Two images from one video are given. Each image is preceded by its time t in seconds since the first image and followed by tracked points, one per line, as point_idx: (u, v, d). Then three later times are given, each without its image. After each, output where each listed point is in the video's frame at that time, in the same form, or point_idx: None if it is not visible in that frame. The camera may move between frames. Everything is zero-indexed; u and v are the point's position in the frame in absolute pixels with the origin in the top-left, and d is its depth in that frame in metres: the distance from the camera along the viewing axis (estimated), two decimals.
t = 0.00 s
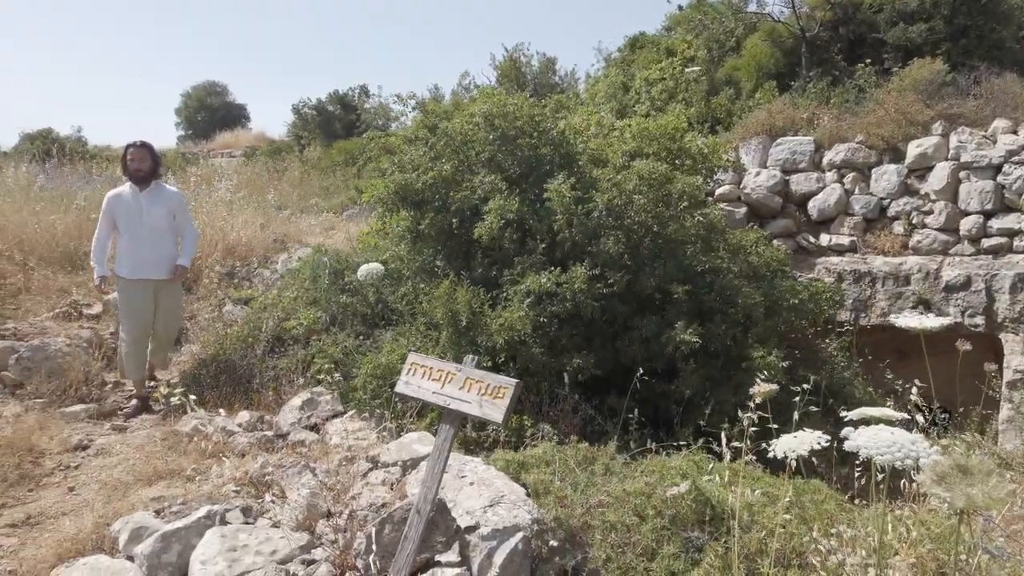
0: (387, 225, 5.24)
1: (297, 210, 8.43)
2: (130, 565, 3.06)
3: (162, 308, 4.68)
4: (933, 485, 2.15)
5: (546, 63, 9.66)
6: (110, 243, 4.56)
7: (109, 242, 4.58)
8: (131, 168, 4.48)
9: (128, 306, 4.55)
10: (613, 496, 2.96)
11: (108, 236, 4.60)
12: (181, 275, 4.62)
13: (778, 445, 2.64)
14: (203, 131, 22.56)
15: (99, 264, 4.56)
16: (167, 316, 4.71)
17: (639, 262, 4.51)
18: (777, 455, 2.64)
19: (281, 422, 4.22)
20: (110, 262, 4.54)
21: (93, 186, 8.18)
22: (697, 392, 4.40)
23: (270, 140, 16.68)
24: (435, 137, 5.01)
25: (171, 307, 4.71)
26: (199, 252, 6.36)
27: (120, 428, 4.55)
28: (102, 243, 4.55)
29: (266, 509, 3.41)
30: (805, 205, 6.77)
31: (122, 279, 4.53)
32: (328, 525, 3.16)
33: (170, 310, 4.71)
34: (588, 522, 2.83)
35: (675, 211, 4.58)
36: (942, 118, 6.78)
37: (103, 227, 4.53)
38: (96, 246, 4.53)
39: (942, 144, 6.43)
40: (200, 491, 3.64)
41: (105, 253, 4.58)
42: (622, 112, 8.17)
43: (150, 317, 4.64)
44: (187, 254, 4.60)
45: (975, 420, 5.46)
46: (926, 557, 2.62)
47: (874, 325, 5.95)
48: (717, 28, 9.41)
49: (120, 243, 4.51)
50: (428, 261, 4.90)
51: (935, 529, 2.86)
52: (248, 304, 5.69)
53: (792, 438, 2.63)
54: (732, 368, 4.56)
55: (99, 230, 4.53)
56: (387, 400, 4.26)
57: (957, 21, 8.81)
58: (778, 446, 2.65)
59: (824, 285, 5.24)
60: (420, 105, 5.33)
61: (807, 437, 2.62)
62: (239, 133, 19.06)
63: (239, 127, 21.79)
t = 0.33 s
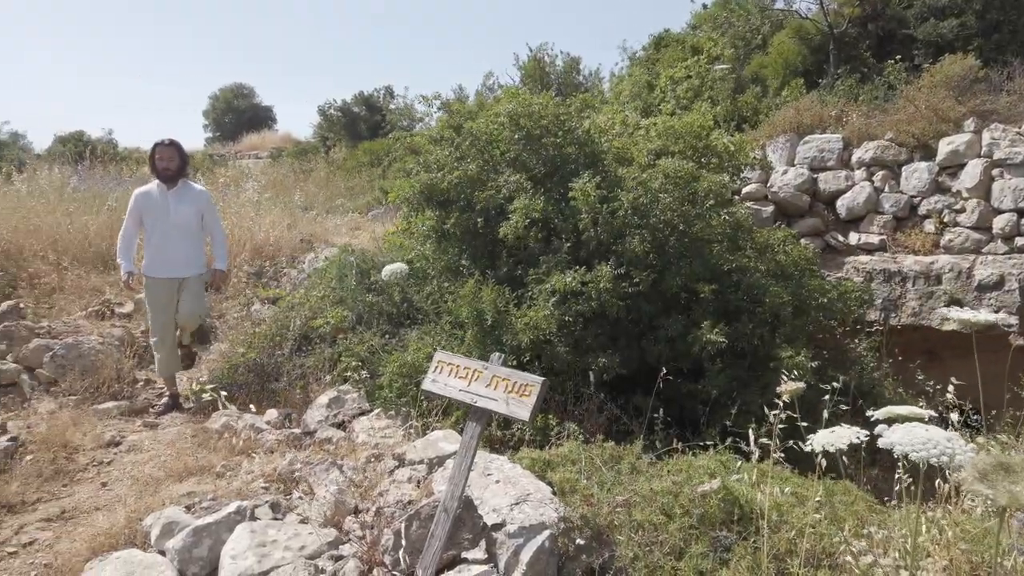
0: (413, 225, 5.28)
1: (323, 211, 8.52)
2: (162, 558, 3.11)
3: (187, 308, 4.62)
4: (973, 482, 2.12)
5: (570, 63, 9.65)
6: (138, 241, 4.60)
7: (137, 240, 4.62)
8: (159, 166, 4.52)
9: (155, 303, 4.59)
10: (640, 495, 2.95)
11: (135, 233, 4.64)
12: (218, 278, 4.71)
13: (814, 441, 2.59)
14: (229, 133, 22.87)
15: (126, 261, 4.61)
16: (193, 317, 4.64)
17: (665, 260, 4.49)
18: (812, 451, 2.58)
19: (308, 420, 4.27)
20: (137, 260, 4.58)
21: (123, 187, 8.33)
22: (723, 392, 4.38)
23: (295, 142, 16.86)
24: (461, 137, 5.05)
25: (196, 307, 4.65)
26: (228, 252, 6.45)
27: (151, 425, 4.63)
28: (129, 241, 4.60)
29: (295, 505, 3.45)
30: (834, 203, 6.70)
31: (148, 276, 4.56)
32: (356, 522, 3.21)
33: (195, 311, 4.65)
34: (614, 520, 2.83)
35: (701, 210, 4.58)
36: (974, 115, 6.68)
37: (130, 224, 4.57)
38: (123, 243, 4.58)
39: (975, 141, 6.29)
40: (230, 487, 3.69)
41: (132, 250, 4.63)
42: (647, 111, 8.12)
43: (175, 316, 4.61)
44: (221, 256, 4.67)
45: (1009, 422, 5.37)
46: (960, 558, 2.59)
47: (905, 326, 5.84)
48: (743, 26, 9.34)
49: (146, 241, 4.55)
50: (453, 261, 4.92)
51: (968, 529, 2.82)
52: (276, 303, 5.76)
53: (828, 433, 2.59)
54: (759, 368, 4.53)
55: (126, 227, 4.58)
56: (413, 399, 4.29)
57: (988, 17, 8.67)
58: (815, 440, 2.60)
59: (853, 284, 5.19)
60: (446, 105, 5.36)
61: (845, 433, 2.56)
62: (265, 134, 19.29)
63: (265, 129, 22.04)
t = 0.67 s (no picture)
0: (435, 225, 5.31)
1: (346, 211, 8.58)
2: (189, 555, 3.14)
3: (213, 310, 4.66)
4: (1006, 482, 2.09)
5: (592, 62, 9.63)
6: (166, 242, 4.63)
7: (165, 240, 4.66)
8: (189, 167, 4.57)
9: (182, 305, 4.63)
10: (664, 495, 2.94)
11: (163, 234, 4.67)
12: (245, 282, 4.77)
13: (842, 437, 2.57)
14: (253, 134, 23.13)
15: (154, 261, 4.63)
16: (218, 321, 4.67)
17: (689, 260, 4.46)
18: (841, 447, 2.56)
19: (333, 419, 4.37)
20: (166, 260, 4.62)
21: (150, 189, 8.46)
22: (748, 392, 4.34)
23: (319, 144, 17.00)
24: (482, 137, 5.07)
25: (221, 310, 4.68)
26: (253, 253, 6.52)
27: (178, 423, 4.70)
28: (158, 241, 4.63)
29: (319, 503, 3.48)
30: (860, 202, 6.63)
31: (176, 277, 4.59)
32: (379, 520, 3.25)
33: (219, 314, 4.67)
34: (638, 521, 2.82)
35: (724, 209, 4.55)
36: (1004, 112, 6.56)
37: (159, 224, 4.59)
38: (151, 243, 4.60)
39: (1005, 138, 6.18)
40: (255, 485, 3.74)
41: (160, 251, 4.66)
42: (670, 111, 8.09)
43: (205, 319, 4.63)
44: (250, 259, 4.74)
45: None
46: (990, 562, 2.55)
47: (932, 326, 5.76)
48: (767, 24, 9.27)
49: (176, 242, 4.58)
50: (475, 260, 4.93)
51: (1000, 532, 2.77)
52: (300, 303, 5.81)
53: (858, 430, 2.55)
54: (784, 369, 4.49)
55: (155, 227, 4.60)
56: (436, 398, 4.30)
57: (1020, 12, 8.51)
58: (843, 437, 2.57)
59: (880, 284, 5.13)
60: (468, 106, 5.38)
61: (875, 429, 2.53)
62: (288, 136, 19.48)
63: (288, 131, 22.24)
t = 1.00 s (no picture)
0: (454, 225, 5.32)
1: (366, 212, 8.63)
2: (212, 552, 3.16)
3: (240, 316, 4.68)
4: None
5: (611, 62, 9.61)
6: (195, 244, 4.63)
7: (194, 242, 4.66)
8: (223, 170, 4.57)
9: (206, 308, 4.62)
10: (685, 495, 2.92)
11: (194, 236, 4.68)
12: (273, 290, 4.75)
13: (863, 442, 2.53)
14: (274, 136, 23.33)
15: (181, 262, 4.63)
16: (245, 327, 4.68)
17: (709, 259, 4.44)
18: (862, 452, 2.53)
19: (352, 419, 4.44)
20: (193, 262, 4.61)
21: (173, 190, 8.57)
22: (769, 393, 4.31)
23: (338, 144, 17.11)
24: (502, 136, 5.08)
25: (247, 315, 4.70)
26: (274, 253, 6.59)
27: (201, 421, 4.75)
28: (187, 242, 4.63)
29: (340, 501, 3.51)
30: (883, 201, 6.55)
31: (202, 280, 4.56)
32: (399, 519, 3.26)
33: (245, 320, 4.70)
34: (658, 521, 2.81)
35: (745, 208, 4.52)
36: None
37: (190, 226, 4.60)
38: (180, 244, 4.61)
39: None
40: (277, 484, 3.78)
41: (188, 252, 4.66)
42: (689, 110, 8.06)
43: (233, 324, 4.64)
44: (279, 270, 4.74)
45: None
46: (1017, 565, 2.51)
47: (957, 326, 5.68)
48: (788, 21, 9.20)
49: (204, 244, 4.57)
50: (494, 260, 4.94)
51: None
52: (321, 302, 5.85)
53: (880, 435, 2.51)
54: (806, 369, 4.45)
55: (185, 228, 4.61)
56: (455, 398, 4.31)
57: None
58: (864, 442, 2.53)
59: (904, 284, 5.07)
60: (487, 106, 5.40)
61: (897, 433, 2.50)
62: (308, 137, 19.62)
63: (308, 132, 22.41)
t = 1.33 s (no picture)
0: (471, 225, 5.34)
1: (383, 212, 8.67)
2: (232, 549, 3.20)
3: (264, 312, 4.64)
4: None
5: (627, 61, 9.58)
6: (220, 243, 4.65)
7: (219, 241, 4.68)
8: (246, 168, 4.57)
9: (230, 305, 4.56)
10: (704, 495, 2.91)
11: (219, 236, 4.69)
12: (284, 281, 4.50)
13: (886, 442, 2.51)
14: (291, 137, 23.49)
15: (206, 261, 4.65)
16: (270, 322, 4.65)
17: (728, 259, 4.42)
18: (885, 451, 2.50)
19: (370, 417, 4.39)
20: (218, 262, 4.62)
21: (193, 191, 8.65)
22: (787, 394, 4.28)
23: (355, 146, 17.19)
24: (518, 136, 5.09)
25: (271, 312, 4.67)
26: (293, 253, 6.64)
27: (221, 420, 4.80)
28: (212, 242, 4.66)
29: (358, 500, 3.53)
30: (904, 200, 6.48)
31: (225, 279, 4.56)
32: (417, 518, 3.28)
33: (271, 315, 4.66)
34: (676, 521, 2.80)
35: (764, 207, 4.49)
36: None
37: (215, 225, 4.62)
38: (206, 243, 4.63)
39: None
40: (296, 482, 3.81)
41: (214, 252, 4.68)
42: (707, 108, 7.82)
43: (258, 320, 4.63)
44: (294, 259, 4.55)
45: None
46: None
47: (980, 326, 5.61)
48: (806, 19, 9.14)
49: (228, 243, 4.59)
50: (511, 260, 4.95)
51: None
52: (339, 302, 5.88)
53: (903, 434, 2.49)
54: (825, 370, 4.42)
55: (210, 228, 4.64)
56: (472, 397, 4.32)
57: None
58: (887, 442, 2.50)
59: (925, 284, 5.02)
60: (504, 107, 5.41)
61: (920, 433, 2.47)
62: (325, 138, 19.74)
63: (325, 134, 22.54)
